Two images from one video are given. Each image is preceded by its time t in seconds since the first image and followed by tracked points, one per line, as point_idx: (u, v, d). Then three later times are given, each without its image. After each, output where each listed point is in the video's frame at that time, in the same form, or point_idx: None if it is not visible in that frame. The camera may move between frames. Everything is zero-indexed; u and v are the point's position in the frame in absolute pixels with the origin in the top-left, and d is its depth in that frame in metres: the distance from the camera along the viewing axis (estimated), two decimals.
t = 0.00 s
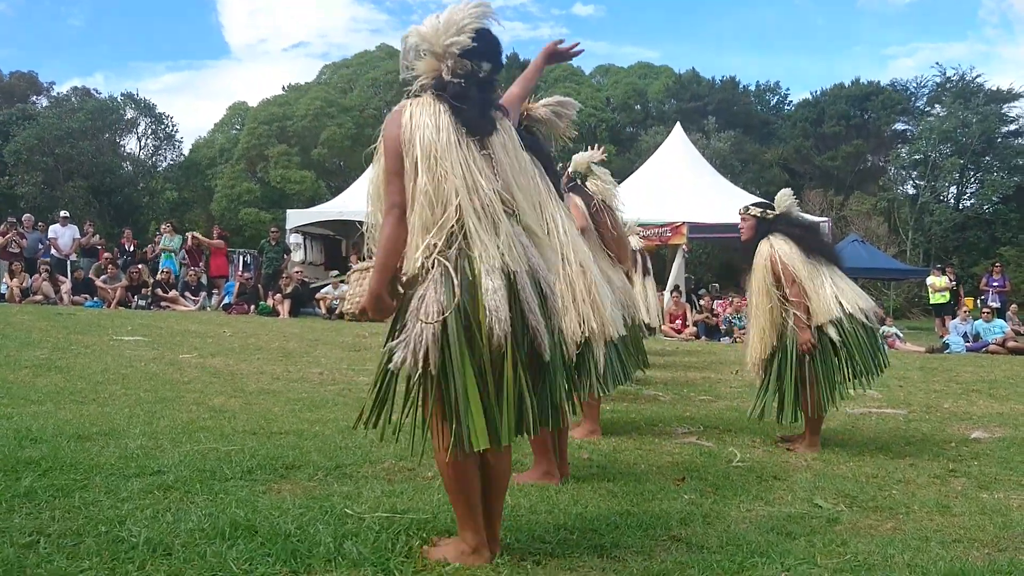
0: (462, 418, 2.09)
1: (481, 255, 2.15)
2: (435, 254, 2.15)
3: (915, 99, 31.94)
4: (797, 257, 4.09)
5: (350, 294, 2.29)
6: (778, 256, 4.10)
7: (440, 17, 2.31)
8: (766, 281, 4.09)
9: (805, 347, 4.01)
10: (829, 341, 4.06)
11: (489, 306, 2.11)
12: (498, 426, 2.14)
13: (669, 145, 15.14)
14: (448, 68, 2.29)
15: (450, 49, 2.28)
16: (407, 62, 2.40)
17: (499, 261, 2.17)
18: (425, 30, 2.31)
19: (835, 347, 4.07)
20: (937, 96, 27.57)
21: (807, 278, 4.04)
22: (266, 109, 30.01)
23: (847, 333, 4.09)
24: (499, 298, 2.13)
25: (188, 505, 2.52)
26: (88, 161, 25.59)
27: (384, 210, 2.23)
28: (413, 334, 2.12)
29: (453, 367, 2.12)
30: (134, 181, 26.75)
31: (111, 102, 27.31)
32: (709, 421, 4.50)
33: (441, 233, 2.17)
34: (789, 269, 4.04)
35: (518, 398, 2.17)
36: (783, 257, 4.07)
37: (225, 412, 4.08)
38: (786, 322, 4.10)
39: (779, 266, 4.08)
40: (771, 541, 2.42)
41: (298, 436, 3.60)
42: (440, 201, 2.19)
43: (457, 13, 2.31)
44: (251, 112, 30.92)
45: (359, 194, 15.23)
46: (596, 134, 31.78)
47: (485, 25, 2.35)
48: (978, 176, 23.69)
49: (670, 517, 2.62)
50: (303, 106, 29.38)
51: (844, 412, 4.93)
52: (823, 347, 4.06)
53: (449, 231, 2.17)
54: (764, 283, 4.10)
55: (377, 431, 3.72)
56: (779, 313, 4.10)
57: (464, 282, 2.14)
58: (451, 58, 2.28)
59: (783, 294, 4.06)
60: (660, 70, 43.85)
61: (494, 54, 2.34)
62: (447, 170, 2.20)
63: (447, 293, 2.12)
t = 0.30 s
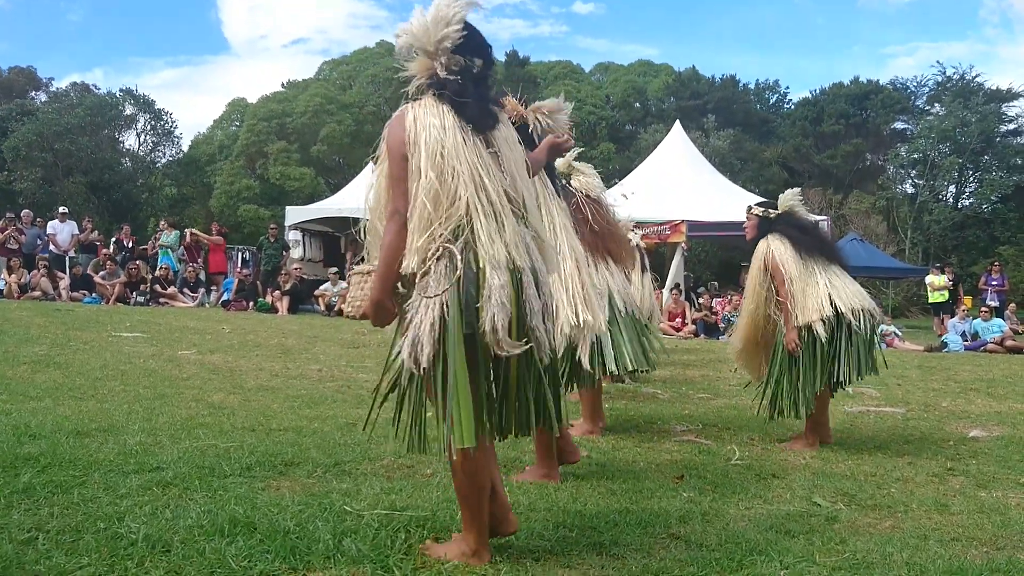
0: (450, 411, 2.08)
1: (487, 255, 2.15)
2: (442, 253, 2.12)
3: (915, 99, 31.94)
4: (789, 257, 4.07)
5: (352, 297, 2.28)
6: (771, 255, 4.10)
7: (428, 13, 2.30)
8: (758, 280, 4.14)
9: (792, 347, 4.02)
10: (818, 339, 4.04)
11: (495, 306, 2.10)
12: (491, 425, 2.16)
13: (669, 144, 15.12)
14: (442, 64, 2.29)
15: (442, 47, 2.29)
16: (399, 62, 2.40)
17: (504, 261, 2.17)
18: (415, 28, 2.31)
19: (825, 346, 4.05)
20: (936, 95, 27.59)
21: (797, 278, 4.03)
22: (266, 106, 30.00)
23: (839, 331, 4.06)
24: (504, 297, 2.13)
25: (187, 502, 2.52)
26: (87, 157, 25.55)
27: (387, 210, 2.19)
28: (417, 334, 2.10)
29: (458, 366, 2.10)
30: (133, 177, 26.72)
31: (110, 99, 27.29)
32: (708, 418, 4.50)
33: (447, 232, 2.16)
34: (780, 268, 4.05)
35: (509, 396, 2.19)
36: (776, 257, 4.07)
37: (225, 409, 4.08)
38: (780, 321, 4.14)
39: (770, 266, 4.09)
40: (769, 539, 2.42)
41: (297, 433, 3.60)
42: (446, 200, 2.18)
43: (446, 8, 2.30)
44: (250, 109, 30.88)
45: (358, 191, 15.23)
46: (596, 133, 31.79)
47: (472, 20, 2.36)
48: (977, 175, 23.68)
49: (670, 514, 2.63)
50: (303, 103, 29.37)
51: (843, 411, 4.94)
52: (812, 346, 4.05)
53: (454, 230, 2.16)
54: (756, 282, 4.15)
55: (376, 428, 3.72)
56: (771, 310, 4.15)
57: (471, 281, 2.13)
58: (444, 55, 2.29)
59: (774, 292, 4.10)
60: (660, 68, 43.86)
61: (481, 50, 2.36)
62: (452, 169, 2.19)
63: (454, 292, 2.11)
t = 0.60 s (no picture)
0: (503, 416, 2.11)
1: (514, 251, 2.17)
2: (470, 254, 2.13)
3: (917, 97, 31.88)
4: (800, 260, 4.05)
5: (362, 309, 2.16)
6: (781, 258, 4.06)
7: (410, 24, 2.29)
8: (768, 281, 4.12)
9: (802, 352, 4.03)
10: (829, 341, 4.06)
11: (530, 302, 2.14)
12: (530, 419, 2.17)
13: (670, 142, 15.14)
14: (430, 73, 2.30)
15: (428, 55, 2.29)
16: (382, 75, 2.38)
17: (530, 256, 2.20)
18: (398, 40, 2.30)
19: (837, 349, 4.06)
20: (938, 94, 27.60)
21: (808, 282, 4.02)
22: (268, 102, 30.00)
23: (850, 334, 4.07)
24: (536, 293, 2.16)
25: (189, 497, 2.53)
26: (88, 153, 25.55)
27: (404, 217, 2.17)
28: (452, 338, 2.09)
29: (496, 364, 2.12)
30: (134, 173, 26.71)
31: (112, 94, 27.30)
32: (709, 417, 4.50)
33: (473, 232, 2.16)
34: (790, 269, 4.03)
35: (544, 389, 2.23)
36: (784, 257, 4.06)
37: (225, 405, 4.09)
38: (790, 323, 4.14)
39: (781, 270, 4.06)
40: (770, 537, 2.42)
41: (298, 429, 3.60)
42: (466, 199, 2.17)
43: (429, 15, 2.29)
44: (252, 105, 30.89)
45: (360, 188, 15.22)
46: (597, 131, 31.78)
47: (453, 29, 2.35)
48: (980, 174, 23.65)
49: (670, 512, 2.63)
50: (304, 99, 29.39)
51: (844, 409, 4.93)
52: (823, 350, 4.06)
53: (479, 229, 2.16)
54: (767, 285, 4.13)
55: (376, 425, 3.72)
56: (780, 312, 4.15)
57: (502, 280, 2.15)
58: (431, 65, 2.29)
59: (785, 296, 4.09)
60: (662, 67, 43.91)
61: (467, 55, 2.35)
62: (467, 170, 2.19)
63: (487, 291, 2.12)
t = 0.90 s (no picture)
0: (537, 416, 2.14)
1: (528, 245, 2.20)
2: (487, 249, 2.15)
3: (916, 97, 31.90)
4: (810, 261, 4.02)
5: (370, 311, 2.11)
6: (792, 258, 4.02)
7: (392, 31, 2.29)
8: (780, 281, 4.04)
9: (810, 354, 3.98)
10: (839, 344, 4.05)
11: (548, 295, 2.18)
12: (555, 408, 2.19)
13: (670, 141, 15.13)
14: (416, 76, 2.31)
15: (413, 58, 2.30)
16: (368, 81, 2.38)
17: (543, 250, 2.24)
18: (380, 46, 2.29)
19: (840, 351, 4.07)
20: (938, 95, 27.63)
21: (820, 282, 3.99)
22: (267, 98, 29.96)
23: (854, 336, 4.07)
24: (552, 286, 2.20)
25: (186, 493, 2.53)
26: (86, 147, 25.48)
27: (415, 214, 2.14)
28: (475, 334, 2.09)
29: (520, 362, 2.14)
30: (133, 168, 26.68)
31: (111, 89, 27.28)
32: (707, 416, 4.50)
33: (488, 227, 2.17)
34: (803, 270, 3.99)
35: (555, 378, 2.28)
36: (796, 257, 4.01)
37: (224, 400, 4.09)
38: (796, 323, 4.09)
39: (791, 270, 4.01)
40: (767, 536, 2.42)
41: (297, 425, 3.60)
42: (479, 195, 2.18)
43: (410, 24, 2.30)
44: (251, 101, 30.86)
45: (359, 184, 15.21)
46: (596, 129, 31.80)
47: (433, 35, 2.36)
48: (978, 175, 23.68)
49: (668, 511, 2.63)
50: (303, 96, 29.39)
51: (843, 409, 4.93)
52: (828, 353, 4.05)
53: (494, 224, 2.17)
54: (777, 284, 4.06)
55: (375, 421, 3.72)
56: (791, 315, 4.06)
57: (521, 275, 2.18)
58: (417, 67, 2.30)
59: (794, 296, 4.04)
60: (662, 65, 43.92)
61: (449, 57, 2.37)
62: (479, 165, 2.20)
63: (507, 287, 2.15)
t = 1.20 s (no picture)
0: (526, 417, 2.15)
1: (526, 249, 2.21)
2: (485, 253, 2.15)
3: (911, 98, 31.97)
4: (824, 260, 4.03)
5: (363, 313, 2.12)
6: (808, 257, 4.02)
7: (392, 23, 2.29)
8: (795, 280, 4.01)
9: (826, 352, 3.97)
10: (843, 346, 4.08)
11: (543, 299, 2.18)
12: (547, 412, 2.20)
13: (666, 139, 15.10)
14: (415, 69, 2.31)
15: (412, 52, 2.30)
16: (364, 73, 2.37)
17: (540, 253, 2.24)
18: (380, 38, 2.28)
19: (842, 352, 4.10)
20: (932, 95, 27.70)
21: (836, 283, 4.00)
22: (262, 93, 29.89)
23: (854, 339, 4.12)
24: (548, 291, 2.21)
25: (180, 487, 2.53)
26: (81, 142, 25.36)
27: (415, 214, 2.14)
28: (472, 336, 2.09)
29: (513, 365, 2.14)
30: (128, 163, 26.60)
31: (105, 83, 27.27)
32: (701, 414, 4.51)
33: (487, 229, 2.16)
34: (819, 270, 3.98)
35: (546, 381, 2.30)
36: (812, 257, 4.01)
37: (219, 396, 4.09)
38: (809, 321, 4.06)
39: (808, 268, 4.01)
40: (761, 534, 2.43)
41: (291, 421, 3.60)
42: (480, 197, 2.17)
43: (409, 17, 2.30)
44: (246, 96, 30.79)
45: (355, 180, 15.18)
46: (593, 127, 31.83)
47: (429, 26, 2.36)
48: (973, 175, 23.73)
49: (663, 508, 2.64)
50: (299, 92, 29.35)
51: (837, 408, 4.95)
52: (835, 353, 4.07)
53: (493, 228, 2.17)
54: (793, 282, 4.03)
55: (369, 418, 3.72)
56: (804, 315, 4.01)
57: (519, 278, 2.19)
58: (416, 60, 2.31)
59: (810, 295, 4.02)
60: (657, 63, 43.94)
61: (446, 52, 2.37)
62: (481, 167, 2.19)
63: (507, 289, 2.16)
